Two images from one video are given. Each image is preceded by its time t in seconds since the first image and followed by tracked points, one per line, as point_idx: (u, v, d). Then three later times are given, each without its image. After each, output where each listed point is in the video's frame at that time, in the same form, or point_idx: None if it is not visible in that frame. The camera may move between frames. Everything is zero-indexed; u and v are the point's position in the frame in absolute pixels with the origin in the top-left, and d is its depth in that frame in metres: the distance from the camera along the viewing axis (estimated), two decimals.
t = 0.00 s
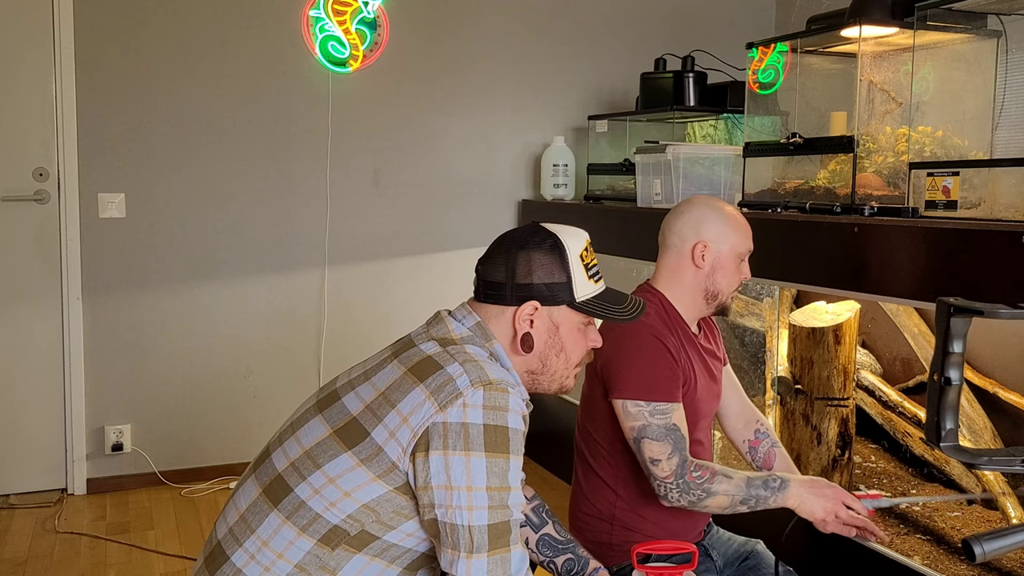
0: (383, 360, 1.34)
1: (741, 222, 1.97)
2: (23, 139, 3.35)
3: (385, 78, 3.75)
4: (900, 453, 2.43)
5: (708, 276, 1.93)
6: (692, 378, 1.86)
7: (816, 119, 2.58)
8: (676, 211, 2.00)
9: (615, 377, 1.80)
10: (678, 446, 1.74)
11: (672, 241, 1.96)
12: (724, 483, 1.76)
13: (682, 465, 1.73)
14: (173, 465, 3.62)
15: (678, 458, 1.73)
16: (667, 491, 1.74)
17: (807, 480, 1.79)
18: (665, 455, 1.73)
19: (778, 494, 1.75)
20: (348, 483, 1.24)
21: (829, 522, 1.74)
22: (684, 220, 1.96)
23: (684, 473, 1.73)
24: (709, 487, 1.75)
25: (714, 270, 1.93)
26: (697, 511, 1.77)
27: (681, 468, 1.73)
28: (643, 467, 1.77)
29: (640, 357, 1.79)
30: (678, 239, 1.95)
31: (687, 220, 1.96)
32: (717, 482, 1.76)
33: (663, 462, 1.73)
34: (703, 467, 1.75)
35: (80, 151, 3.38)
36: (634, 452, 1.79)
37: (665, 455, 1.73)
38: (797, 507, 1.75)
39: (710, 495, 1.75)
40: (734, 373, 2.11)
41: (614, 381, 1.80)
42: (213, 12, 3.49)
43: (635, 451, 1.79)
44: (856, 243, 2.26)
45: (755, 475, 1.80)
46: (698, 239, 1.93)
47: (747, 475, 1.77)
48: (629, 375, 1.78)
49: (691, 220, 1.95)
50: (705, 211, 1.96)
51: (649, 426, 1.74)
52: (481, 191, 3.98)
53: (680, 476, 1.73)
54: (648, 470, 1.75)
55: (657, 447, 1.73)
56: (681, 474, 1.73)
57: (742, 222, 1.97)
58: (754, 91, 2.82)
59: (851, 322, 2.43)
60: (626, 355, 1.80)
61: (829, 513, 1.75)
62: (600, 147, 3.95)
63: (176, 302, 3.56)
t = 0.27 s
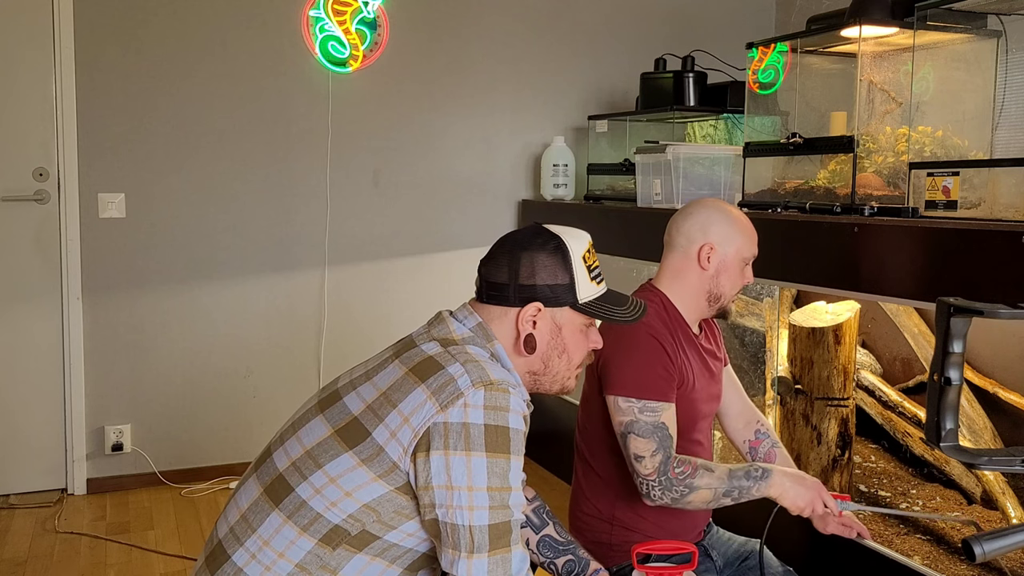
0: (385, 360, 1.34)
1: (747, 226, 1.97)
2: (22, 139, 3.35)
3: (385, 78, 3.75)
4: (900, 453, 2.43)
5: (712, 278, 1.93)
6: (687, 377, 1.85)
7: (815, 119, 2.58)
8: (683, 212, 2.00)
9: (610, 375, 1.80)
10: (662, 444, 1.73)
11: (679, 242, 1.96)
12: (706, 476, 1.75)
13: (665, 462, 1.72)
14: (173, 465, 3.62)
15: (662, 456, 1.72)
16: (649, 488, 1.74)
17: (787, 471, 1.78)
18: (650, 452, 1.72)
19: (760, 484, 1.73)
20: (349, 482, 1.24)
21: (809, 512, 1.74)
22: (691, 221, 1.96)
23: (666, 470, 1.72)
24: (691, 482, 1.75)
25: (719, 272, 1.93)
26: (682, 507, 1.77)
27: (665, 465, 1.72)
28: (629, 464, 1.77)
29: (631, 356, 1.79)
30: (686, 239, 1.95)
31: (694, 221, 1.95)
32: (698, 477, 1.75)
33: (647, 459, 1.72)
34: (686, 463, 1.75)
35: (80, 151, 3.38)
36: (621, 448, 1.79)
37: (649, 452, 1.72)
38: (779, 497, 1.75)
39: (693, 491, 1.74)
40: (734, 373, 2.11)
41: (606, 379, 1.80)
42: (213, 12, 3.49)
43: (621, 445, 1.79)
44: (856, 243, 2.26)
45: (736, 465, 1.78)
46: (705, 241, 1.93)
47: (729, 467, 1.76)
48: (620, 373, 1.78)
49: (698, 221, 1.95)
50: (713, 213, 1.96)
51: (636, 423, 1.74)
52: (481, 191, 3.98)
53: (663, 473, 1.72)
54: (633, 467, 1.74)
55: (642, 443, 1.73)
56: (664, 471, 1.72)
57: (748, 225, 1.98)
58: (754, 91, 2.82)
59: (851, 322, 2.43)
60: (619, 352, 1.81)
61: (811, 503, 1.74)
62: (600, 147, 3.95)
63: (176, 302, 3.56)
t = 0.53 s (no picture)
0: (385, 360, 1.34)
1: (748, 227, 1.97)
2: (22, 139, 3.35)
3: (385, 78, 3.75)
4: (900, 453, 2.43)
5: (713, 279, 1.93)
6: (688, 377, 1.85)
7: (815, 119, 2.58)
8: (685, 212, 2.00)
9: (611, 375, 1.80)
10: (666, 444, 1.73)
11: (680, 242, 1.96)
12: (710, 476, 1.76)
13: (669, 461, 1.73)
14: (173, 465, 3.62)
15: (666, 456, 1.72)
16: (653, 489, 1.73)
17: (791, 472, 1.77)
18: (654, 452, 1.72)
19: (764, 483, 1.74)
20: (349, 482, 1.24)
21: (813, 510, 1.72)
22: (692, 221, 1.96)
23: (671, 469, 1.72)
24: (696, 481, 1.75)
25: (720, 273, 1.93)
26: (686, 507, 1.77)
27: (669, 465, 1.72)
28: (632, 464, 1.77)
29: (632, 356, 1.79)
30: (687, 240, 1.95)
31: (696, 222, 1.95)
32: (703, 476, 1.75)
33: (651, 459, 1.72)
34: (690, 462, 1.75)
35: (80, 151, 3.38)
36: (624, 449, 1.79)
37: (652, 452, 1.72)
38: (783, 495, 1.73)
39: (697, 490, 1.75)
40: (734, 373, 2.11)
41: (608, 380, 1.80)
42: (212, 11, 3.49)
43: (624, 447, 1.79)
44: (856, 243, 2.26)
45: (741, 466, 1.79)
46: (706, 242, 1.93)
47: (733, 466, 1.77)
48: (621, 373, 1.78)
49: (700, 222, 1.95)
50: (714, 214, 1.96)
51: (639, 423, 1.74)
52: (481, 191, 3.98)
53: (667, 472, 1.72)
54: (636, 467, 1.74)
55: (646, 443, 1.73)
56: (668, 471, 1.72)
57: (749, 226, 1.97)
58: (754, 91, 2.82)
59: (851, 322, 2.43)
60: (620, 353, 1.81)
61: (815, 503, 1.72)
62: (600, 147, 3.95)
63: (176, 302, 3.56)
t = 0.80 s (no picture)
0: (386, 360, 1.34)
1: (751, 229, 1.97)
2: (22, 139, 3.35)
3: (385, 78, 3.75)
4: (900, 453, 2.43)
5: (714, 280, 1.93)
6: (688, 377, 1.85)
7: (815, 119, 2.58)
8: (689, 212, 2.00)
9: (611, 375, 1.80)
10: (666, 444, 1.73)
11: (683, 242, 1.96)
12: (709, 477, 1.76)
13: (669, 462, 1.73)
14: (173, 465, 3.62)
15: (665, 456, 1.72)
16: (652, 489, 1.73)
17: (789, 475, 1.77)
18: (653, 452, 1.72)
19: (763, 485, 1.74)
20: (350, 483, 1.24)
21: (811, 513, 1.72)
22: (695, 221, 1.96)
23: (670, 470, 1.72)
24: (695, 482, 1.75)
25: (721, 274, 1.93)
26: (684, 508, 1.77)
27: (668, 466, 1.72)
28: (631, 464, 1.77)
29: (632, 356, 1.79)
30: (690, 240, 1.95)
31: (699, 222, 1.95)
32: (702, 477, 1.75)
33: (651, 459, 1.72)
34: (689, 463, 1.75)
35: (80, 151, 3.38)
36: (623, 449, 1.79)
37: (652, 452, 1.72)
38: (780, 498, 1.73)
39: (696, 491, 1.75)
40: (734, 373, 2.11)
41: (608, 380, 1.80)
42: (212, 11, 3.49)
43: (624, 447, 1.79)
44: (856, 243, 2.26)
45: (739, 467, 1.79)
46: (708, 242, 1.93)
47: (732, 467, 1.77)
48: (621, 373, 1.78)
49: (703, 222, 1.95)
50: (718, 215, 1.96)
51: (639, 423, 1.74)
52: (481, 191, 3.98)
53: (667, 472, 1.72)
54: (636, 467, 1.74)
55: (646, 443, 1.73)
56: (667, 471, 1.72)
57: (752, 228, 1.97)
58: (754, 91, 2.82)
59: (851, 322, 2.43)
60: (620, 353, 1.81)
61: (813, 505, 1.72)
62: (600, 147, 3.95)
63: (176, 302, 3.56)
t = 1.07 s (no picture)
0: (385, 361, 1.34)
1: (752, 230, 1.97)
2: (22, 139, 3.35)
3: (385, 78, 3.75)
4: (900, 453, 2.43)
5: (715, 280, 1.93)
6: (688, 377, 1.85)
7: (815, 119, 2.58)
8: (691, 212, 2.00)
9: (611, 375, 1.80)
10: (665, 444, 1.73)
11: (684, 241, 1.96)
12: (708, 477, 1.76)
13: (668, 462, 1.73)
14: (173, 465, 3.62)
15: (665, 456, 1.72)
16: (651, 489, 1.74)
17: (789, 476, 1.77)
18: (652, 452, 1.72)
19: (762, 485, 1.74)
20: (349, 483, 1.24)
21: (810, 514, 1.72)
22: (697, 221, 1.96)
23: (669, 470, 1.72)
24: (694, 482, 1.75)
25: (722, 274, 1.93)
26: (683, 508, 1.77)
27: (667, 466, 1.72)
28: (630, 463, 1.77)
29: (632, 356, 1.79)
30: (691, 240, 1.95)
31: (701, 222, 1.95)
32: (701, 477, 1.75)
33: (650, 459, 1.72)
34: (689, 463, 1.75)
35: (80, 151, 3.38)
36: (623, 448, 1.79)
37: (652, 452, 1.72)
38: (779, 498, 1.74)
39: (695, 491, 1.75)
40: (734, 373, 2.11)
41: (607, 379, 1.80)
42: (213, 11, 3.49)
43: (624, 447, 1.79)
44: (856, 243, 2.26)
45: (739, 468, 1.79)
46: (709, 243, 1.93)
47: (731, 468, 1.77)
48: (621, 373, 1.78)
49: (704, 222, 1.95)
50: (719, 215, 1.96)
51: (639, 422, 1.74)
52: (481, 191, 3.98)
53: (666, 472, 1.72)
54: (635, 467, 1.74)
55: (645, 443, 1.73)
56: (666, 471, 1.72)
57: (753, 229, 1.97)
58: (754, 91, 2.82)
59: (851, 322, 2.43)
60: (620, 352, 1.81)
61: (812, 506, 1.72)
62: (600, 146, 3.95)
63: (176, 302, 3.56)
